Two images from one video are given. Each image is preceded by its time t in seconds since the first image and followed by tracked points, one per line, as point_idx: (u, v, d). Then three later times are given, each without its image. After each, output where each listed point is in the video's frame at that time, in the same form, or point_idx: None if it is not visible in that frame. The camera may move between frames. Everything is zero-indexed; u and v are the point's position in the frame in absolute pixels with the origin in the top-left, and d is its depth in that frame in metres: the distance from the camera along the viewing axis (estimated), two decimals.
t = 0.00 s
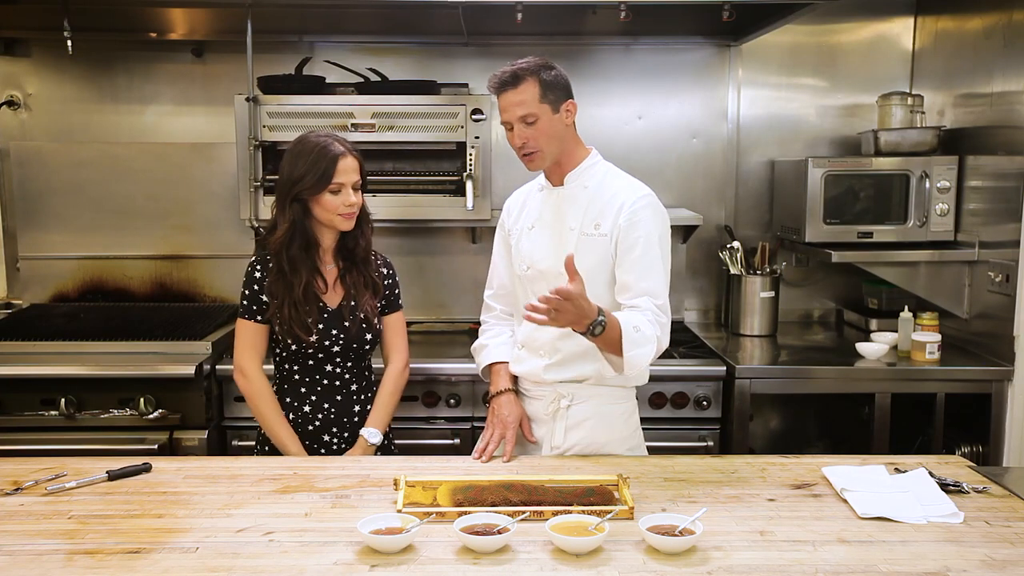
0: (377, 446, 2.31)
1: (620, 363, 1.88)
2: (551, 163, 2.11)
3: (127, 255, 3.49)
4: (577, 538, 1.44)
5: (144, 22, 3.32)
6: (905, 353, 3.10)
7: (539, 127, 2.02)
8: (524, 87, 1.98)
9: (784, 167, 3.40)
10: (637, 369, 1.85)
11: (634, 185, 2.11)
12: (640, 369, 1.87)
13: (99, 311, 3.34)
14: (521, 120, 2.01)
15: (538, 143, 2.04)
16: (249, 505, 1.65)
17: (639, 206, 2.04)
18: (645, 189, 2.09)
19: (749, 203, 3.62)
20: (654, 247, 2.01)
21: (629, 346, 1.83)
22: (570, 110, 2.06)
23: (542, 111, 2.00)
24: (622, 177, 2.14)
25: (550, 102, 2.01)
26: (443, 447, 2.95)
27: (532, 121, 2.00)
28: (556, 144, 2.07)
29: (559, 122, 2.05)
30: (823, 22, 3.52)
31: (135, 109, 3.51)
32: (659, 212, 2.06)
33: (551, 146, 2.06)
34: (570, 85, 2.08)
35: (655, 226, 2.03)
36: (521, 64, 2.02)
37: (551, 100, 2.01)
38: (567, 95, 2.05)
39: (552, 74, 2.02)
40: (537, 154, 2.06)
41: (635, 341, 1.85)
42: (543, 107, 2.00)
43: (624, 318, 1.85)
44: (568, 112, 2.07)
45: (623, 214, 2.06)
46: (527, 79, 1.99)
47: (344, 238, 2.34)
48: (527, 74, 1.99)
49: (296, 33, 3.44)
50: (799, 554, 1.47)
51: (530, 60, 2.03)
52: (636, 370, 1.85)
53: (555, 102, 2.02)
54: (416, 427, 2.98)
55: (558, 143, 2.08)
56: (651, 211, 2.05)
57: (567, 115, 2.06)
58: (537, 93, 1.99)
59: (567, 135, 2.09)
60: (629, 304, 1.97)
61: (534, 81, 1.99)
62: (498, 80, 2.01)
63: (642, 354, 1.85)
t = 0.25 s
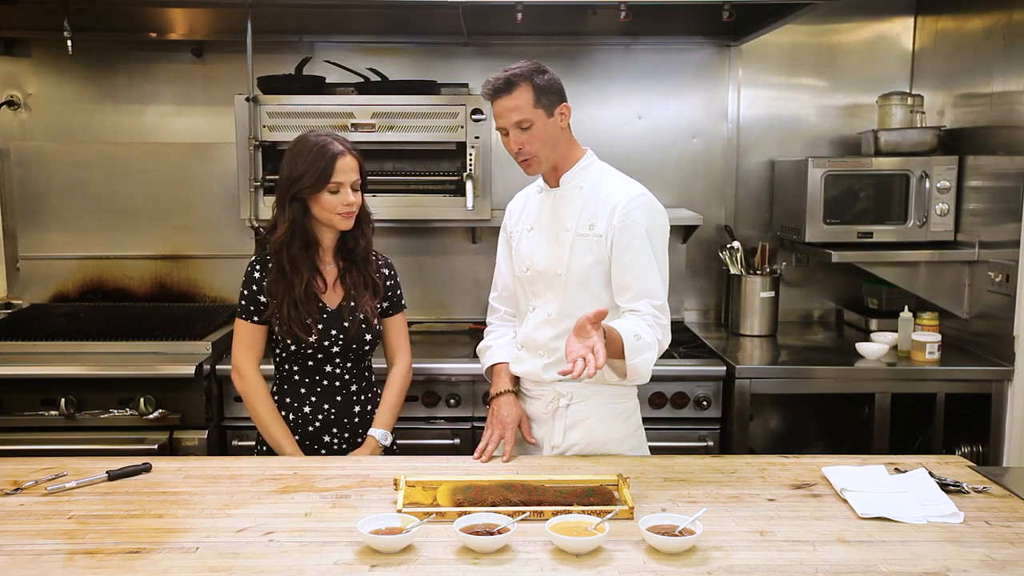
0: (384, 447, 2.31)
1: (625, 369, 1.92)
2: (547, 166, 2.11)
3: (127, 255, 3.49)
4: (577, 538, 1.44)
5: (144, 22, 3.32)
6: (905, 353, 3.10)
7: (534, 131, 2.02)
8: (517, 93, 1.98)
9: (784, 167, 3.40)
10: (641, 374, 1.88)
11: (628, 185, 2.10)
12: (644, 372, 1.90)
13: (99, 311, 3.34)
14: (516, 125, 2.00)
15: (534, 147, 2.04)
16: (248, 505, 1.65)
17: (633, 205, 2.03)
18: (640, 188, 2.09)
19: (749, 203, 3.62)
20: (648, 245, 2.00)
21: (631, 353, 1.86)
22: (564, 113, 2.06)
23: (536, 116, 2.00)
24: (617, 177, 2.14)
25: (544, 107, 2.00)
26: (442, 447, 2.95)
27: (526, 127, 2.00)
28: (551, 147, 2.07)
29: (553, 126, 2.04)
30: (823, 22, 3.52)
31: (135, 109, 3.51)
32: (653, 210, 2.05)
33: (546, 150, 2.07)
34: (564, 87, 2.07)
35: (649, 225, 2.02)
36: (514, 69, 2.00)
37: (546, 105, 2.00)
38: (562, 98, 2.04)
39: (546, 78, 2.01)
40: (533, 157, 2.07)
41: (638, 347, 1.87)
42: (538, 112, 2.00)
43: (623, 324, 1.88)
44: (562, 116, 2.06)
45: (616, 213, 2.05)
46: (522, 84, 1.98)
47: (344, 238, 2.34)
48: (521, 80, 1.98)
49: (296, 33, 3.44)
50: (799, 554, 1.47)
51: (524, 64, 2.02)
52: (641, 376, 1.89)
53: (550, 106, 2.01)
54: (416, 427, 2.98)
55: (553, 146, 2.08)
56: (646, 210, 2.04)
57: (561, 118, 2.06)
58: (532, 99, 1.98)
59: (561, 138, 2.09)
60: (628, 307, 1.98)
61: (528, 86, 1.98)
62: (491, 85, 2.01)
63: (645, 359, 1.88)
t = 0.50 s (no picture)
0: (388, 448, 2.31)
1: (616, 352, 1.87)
2: (549, 165, 2.11)
3: (127, 255, 3.49)
4: (577, 538, 1.44)
5: (144, 22, 3.32)
6: (905, 353, 3.10)
7: (537, 130, 2.02)
8: (521, 91, 1.98)
9: (784, 167, 3.40)
10: (632, 355, 1.84)
11: (630, 183, 2.10)
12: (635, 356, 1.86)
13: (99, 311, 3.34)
14: (520, 123, 2.00)
15: (537, 146, 2.04)
16: (248, 505, 1.65)
17: (636, 202, 2.04)
18: (642, 185, 2.09)
19: (749, 203, 3.62)
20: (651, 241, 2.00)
21: (623, 332, 1.83)
22: (567, 113, 2.07)
23: (539, 114, 2.00)
24: (619, 175, 2.14)
25: (547, 106, 2.00)
26: (442, 447, 2.95)
27: (529, 125, 2.00)
28: (553, 147, 2.07)
29: (556, 125, 2.04)
30: (823, 22, 3.52)
31: (135, 109, 3.51)
32: (655, 208, 2.06)
33: (548, 148, 2.06)
34: (567, 86, 2.07)
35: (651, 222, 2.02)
36: (517, 67, 2.01)
37: (549, 103, 2.00)
38: (565, 98, 2.05)
39: (549, 76, 2.02)
40: (535, 156, 2.06)
41: (630, 326, 1.84)
42: (542, 111, 2.00)
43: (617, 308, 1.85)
44: (565, 115, 2.07)
45: (619, 210, 2.05)
46: (526, 83, 1.98)
47: (344, 237, 2.34)
48: (524, 78, 1.98)
49: (296, 33, 3.44)
50: (799, 554, 1.47)
51: (528, 63, 2.02)
52: (631, 356, 1.84)
53: (552, 105, 2.01)
54: (416, 427, 2.98)
55: (555, 145, 2.08)
56: (649, 207, 2.05)
57: (563, 118, 2.06)
58: (536, 97, 1.98)
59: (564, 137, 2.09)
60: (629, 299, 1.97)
61: (531, 85, 1.98)
62: (495, 84, 2.01)
63: (637, 340, 1.84)
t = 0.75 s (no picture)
0: (388, 449, 2.31)
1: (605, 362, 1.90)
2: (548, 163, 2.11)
3: (127, 255, 3.49)
4: (577, 538, 1.44)
5: (144, 22, 3.32)
6: (905, 353, 3.10)
7: (536, 127, 2.01)
8: (524, 86, 1.98)
9: (784, 167, 3.40)
10: (618, 366, 1.86)
11: (628, 185, 2.09)
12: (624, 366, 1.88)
13: (99, 311, 3.34)
14: (519, 119, 2.01)
15: (535, 142, 2.04)
16: (248, 505, 1.65)
17: (632, 204, 2.04)
18: (640, 188, 2.08)
19: (749, 203, 3.62)
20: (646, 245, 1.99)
21: (606, 343, 1.86)
22: (568, 112, 2.06)
23: (541, 111, 2.00)
24: (616, 176, 2.14)
25: (549, 103, 2.00)
26: (442, 447, 2.95)
27: (530, 121, 2.00)
28: (553, 145, 2.07)
29: (557, 123, 2.05)
30: (823, 22, 3.52)
31: (135, 109, 3.51)
32: (650, 210, 2.04)
33: (548, 147, 2.06)
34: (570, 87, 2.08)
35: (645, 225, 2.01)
36: (522, 63, 2.01)
37: (551, 101, 2.00)
38: (567, 97, 2.05)
39: (553, 75, 2.02)
40: (534, 152, 2.06)
41: (610, 338, 1.86)
42: (542, 108, 2.00)
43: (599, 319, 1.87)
44: (567, 114, 2.07)
45: (614, 211, 2.05)
46: (528, 79, 1.98)
47: (345, 237, 2.34)
48: (527, 74, 1.98)
49: (296, 33, 3.44)
50: (799, 554, 1.47)
51: (532, 60, 2.03)
52: (618, 368, 1.87)
53: (554, 103, 2.02)
54: (416, 427, 2.98)
55: (555, 143, 2.08)
56: (644, 208, 2.04)
57: (564, 117, 2.07)
58: (536, 93, 1.98)
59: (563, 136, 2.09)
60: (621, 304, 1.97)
61: (533, 81, 1.98)
62: (498, 78, 2.01)
63: (620, 352, 1.86)
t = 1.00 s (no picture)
0: (388, 449, 2.31)
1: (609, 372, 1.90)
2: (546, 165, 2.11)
3: (127, 255, 3.49)
4: (577, 538, 1.44)
5: (144, 23, 3.32)
6: (905, 353, 3.10)
7: (534, 131, 2.02)
8: (519, 91, 1.98)
9: (784, 167, 3.40)
10: (624, 379, 1.86)
11: (626, 185, 2.10)
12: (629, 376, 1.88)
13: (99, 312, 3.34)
14: (518, 124, 2.01)
15: (533, 146, 2.05)
16: (248, 505, 1.65)
17: (629, 204, 2.04)
18: (637, 189, 2.08)
19: (749, 203, 3.62)
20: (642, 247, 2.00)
21: (612, 357, 1.85)
22: (564, 113, 2.06)
23: (537, 115, 2.00)
24: (616, 177, 2.14)
25: (546, 107, 2.00)
26: (442, 447, 2.95)
27: (526, 125, 2.00)
28: (550, 147, 2.07)
29: (553, 126, 2.04)
30: (823, 22, 3.52)
31: (135, 109, 3.51)
32: (647, 211, 2.05)
33: (545, 149, 2.06)
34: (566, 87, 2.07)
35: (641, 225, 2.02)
36: (516, 66, 2.01)
37: (547, 104, 2.00)
38: (563, 98, 2.04)
39: (549, 76, 2.02)
40: (532, 156, 2.07)
41: (617, 351, 1.85)
42: (539, 111, 2.00)
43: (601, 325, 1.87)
44: (562, 115, 2.06)
45: (612, 212, 2.05)
46: (524, 83, 1.98)
47: (345, 238, 2.34)
48: (523, 79, 1.98)
49: (296, 33, 3.44)
50: (799, 554, 1.47)
51: (528, 62, 2.02)
52: (624, 380, 1.86)
53: (551, 105, 2.01)
54: (416, 427, 2.98)
55: (553, 146, 2.08)
56: (642, 209, 2.04)
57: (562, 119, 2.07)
58: (533, 97, 1.98)
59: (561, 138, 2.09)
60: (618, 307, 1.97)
61: (530, 85, 1.98)
62: (494, 83, 2.01)
63: (628, 363, 1.86)
